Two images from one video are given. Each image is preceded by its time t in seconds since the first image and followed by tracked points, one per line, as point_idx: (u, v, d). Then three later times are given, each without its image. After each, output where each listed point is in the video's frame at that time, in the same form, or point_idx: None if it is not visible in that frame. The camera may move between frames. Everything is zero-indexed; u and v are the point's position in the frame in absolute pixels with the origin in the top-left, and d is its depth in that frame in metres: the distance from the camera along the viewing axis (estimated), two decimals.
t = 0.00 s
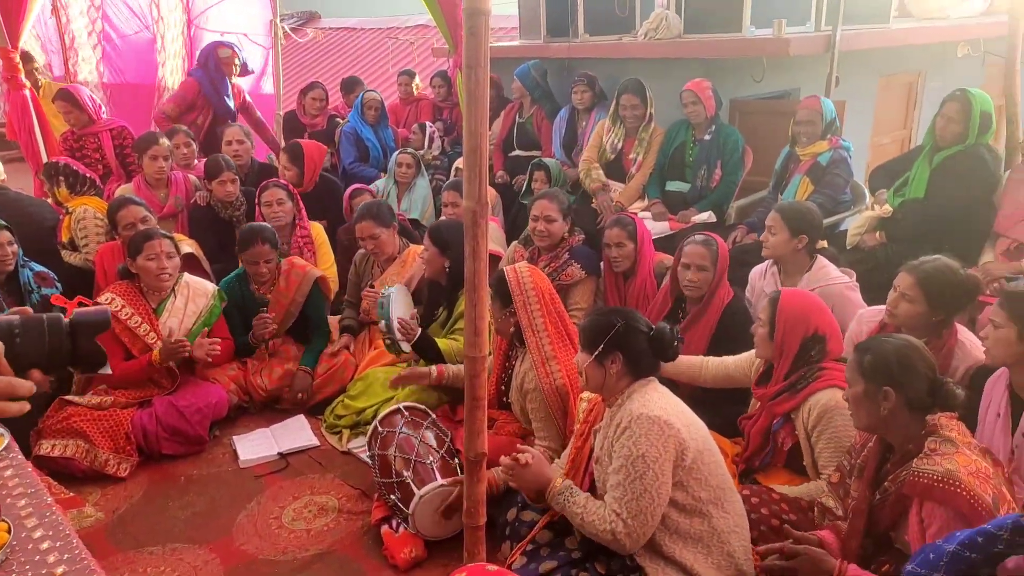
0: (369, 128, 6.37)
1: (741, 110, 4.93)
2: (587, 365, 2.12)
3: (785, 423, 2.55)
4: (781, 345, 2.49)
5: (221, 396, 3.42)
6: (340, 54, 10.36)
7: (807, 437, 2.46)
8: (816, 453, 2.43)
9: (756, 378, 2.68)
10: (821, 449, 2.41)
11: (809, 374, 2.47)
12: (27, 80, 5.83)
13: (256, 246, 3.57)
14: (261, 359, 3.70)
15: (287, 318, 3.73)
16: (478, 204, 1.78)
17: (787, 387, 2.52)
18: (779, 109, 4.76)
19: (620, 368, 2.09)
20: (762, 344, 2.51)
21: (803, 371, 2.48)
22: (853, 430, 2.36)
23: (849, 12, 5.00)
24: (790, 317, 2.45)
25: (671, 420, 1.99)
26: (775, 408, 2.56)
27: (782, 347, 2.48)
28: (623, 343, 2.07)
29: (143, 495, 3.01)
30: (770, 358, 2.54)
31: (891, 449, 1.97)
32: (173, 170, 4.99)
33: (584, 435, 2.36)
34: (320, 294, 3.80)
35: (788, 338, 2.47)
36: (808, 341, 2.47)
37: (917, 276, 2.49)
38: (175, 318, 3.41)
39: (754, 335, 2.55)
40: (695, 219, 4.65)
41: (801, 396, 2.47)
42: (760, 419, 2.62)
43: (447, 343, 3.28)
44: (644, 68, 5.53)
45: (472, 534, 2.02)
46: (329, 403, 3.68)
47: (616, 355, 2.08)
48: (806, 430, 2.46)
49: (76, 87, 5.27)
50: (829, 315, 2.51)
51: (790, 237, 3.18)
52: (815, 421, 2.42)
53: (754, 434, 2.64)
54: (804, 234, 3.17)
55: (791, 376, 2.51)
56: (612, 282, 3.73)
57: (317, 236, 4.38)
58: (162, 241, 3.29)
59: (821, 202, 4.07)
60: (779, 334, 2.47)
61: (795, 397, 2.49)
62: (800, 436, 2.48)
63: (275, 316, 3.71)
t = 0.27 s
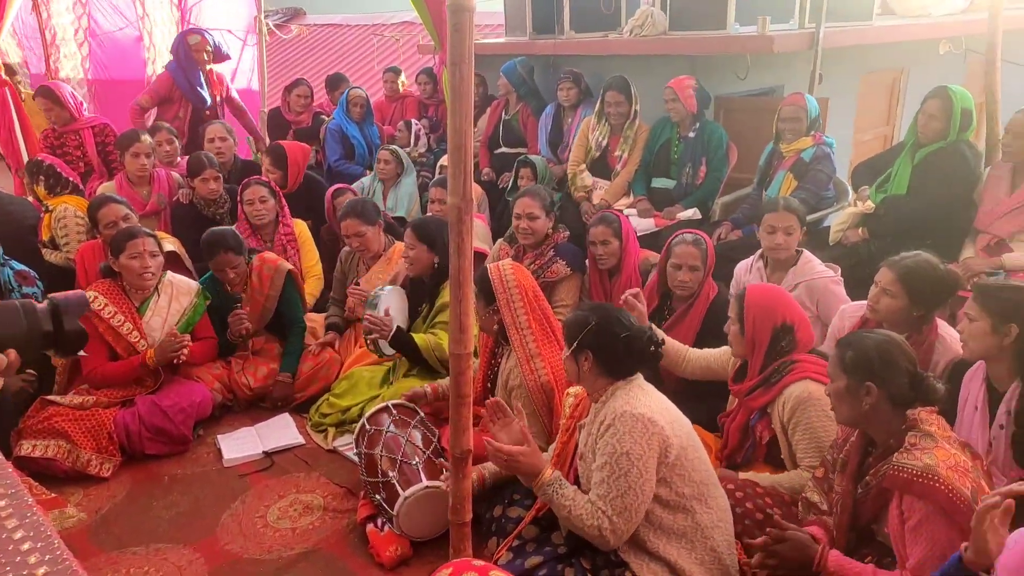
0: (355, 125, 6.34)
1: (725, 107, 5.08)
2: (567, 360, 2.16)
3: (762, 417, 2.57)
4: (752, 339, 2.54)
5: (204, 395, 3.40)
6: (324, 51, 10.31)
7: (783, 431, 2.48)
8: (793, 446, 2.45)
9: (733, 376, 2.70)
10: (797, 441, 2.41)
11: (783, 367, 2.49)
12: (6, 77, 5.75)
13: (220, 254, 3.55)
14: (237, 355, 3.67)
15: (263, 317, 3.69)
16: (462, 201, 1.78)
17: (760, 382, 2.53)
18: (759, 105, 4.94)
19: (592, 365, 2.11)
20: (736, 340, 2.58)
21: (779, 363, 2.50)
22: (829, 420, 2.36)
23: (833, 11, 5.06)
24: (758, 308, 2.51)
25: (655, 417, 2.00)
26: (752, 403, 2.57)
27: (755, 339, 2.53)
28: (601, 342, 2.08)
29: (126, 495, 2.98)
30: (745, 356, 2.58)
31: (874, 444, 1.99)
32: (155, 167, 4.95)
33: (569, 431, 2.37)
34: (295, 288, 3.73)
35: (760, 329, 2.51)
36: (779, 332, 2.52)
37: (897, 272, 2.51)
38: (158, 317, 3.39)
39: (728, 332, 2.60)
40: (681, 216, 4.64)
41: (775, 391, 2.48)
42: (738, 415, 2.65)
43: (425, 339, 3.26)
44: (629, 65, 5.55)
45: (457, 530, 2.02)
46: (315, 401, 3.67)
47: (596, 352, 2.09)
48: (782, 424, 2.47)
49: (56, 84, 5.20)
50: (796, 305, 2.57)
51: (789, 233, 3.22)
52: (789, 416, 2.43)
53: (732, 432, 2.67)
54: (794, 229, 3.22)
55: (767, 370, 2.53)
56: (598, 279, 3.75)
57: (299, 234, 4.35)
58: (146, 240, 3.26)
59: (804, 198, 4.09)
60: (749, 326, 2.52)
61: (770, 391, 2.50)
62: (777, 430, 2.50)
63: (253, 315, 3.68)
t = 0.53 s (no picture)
0: (339, 123, 6.32)
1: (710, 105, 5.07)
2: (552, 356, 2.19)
3: (745, 413, 2.58)
4: (736, 337, 2.59)
5: (190, 395, 3.38)
6: (307, 49, 10.26)
7: (767, 426, 2.49)
8: (777, 441, 2.46)
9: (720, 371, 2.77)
10: (781, 436, 2.44)
11: (766, 363, 2.52)
12: None
13: (199, 253, 3.53)
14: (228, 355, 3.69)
15: (249, 312, 3.69)
16: (447, 199, 1.78)
17: (744, 379, 2.56)
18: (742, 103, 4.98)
19: (576, 360, 2.13)
20: (720, 337, 2.63)
21: (762, 360, 2.52)
22: (814, 416, 2.39)
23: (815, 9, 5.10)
24: (741, 304, 2.57)
25: (640, 411, 2.02)
26: (735, 399, 2.60)
27: (740, 337, 2.58)
28: (586, 338, 2.09)
29: (112, 496, 2.96)
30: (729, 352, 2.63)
31: (858, 437, 2.02)
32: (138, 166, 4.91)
33: (558, 427, 2.38)
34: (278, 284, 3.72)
35: (743, 324, 2.57)
36: (761, 330, 2.56)
37: (878, 267, 2.54)
38: (143, 317, 3.37)
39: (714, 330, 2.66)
40: (665, 213, 4.66)
41: (758, 387, 2.51)
42: (723, 410, 2.68)
43: (416, 337, 3.26)
44: (613, 64, 5.57)
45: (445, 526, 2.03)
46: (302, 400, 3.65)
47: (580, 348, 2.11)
48: (765, 419, 2.49)
49: (35, 83, 5.15)
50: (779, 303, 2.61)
51: (773, 232, 3.24)
52: (774, 411, 2.45)
53: (716, 428, 2.70)
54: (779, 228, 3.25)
55: (750, 368, 2.56)
56: (584, 276, 3.77)
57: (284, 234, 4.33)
58: (138, 240, 3.25)
59: (788, 194, 4.12)
60: (732, 324, 2.58)
61: (753, 389, 2.53)
62: (761, 425, 2.52)
63: (237, 313, 3.68)
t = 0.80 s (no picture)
0: (323, 120, 6.28)
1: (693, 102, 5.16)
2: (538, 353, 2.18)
3: (729, 413, 2.60)
4: (721, 338, 2.57)
5: (172, 395, 3.35)
6: (291, 45, 10.19)
7: (751, 426, 2.51)
8: (760, 440, 2.48)
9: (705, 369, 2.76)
10: (765, 435, 2.46)
11: (752, 364, 2.54)
12: None
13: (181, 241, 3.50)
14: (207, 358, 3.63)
15: (229, 311, 3.66)
16: (431, 196, 1.77)
17: (731, 378, 2.57)
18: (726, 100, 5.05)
19: (566, 358, 2.13)
20: (704, 338, 2.60)
21: (747, 359, 2.55)
22: (797, 415, 2.41)
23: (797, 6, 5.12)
24: (725, 306, 2.53)
25: (626, 409, 2.02)
26: (721, 399, 2.61)
27: (724, 339, 2.56)
28: (574, 336, 2.09)
29: (93, 498, 2.93)
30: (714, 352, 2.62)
31: (841, 433, 2.03)
32: (118, 164, 4.85)
33: (542, 425, 2.37)
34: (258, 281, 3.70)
35: (728, 327, 2.54)
36: (746, 333, 2.55)
37: (858, 263, 2.56)
38: (124, 316, 3.33)
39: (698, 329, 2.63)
40: (649, 210, 4.68)
41: (744, 387, 2.53)
42: (709, 410, 2.68)
43: (402, 338, 3.25)
44: (597, 60, 5.57)
45: (430, 525, 2.02)
46: (286, 399, 3.63)
47: (566, 346, 2.11)
48: (749, 418, 2.51)
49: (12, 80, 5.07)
50: (763, 302, 2.59)
51: (755, 231, 3.26)
52: (759, 411, 2.47)
53: (701, 425, 2.71)
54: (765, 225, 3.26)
55: (734, 367, 2.57)
56: (568, 273, 3.77)
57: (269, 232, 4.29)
58: (121, 239, 3.21)
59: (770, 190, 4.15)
60: (717, 326, 2.55)
61: (739, 387, 2.54)
62: (745, 425, 2.54)
63: (217, 313, 3.66)
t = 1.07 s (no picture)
0: (308, 118, 6.25)
1: (679, 98, 5.18)
2: (524, 350, 2.18)
3: (722, 412, 2.61)
4: (719, 344, 2.56)
5: (157, 395, 3.33)
6: (276, 42, 10.13)
7: (742, 424, 2.53)
8: (749, 436, 2.51)
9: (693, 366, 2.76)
10: (755, 432, 2.47)
11: (746, 363, 2.54)
12: None
13: (165, 236, 3.47)
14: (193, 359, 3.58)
15: (214, 309, 3.65)
16: (417, 193, 1.77)
17: (724, 377, 2.57)
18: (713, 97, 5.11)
19: (552, 356, 2.13)
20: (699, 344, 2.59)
21: (742, 360, 2.55)
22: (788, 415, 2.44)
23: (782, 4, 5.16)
24: (725, 311, 2.52)
25: (611, 405, 2.03)
26: (712, 398, 2.62)
27: (723, 344, 2.56)
28: (559, 334, 2.10)
29: (77, 499, 2.91)
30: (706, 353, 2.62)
31: (825, 426, 2.05)
32: (101, 162, 4.81)
33: (529, 421, 2.38)
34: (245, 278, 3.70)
35: (728, 332, 2.54)
36: (745, 338, 2.56)
37: (842, 258, 2.58)
38: (108, 315, 3.31)
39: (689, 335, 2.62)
40: (636, 207, 4.69)
41: (737, 386, 2.53)
42: (698, 406, 2.69)
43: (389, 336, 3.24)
44: (584, 58, 5.58)
45: (417, 522, 2.03)
46: (272, 397, 3.62)
47: (550, 344, 2.12)
48: (741, 417, 2.53)
49: None
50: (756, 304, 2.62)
51: (743, 225, 3.26)
52: (751, 411, 2.48)
53: (690, 422, 2.71)
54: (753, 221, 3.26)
55: (721, 365, 2.59)
56: (556, 270, 3.78)
57: (255, 230, 4.27)
58: (107, 239, 3.19)
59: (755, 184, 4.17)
60: (717, 334, 2.54)
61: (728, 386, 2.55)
62: (735, 423, 2.55)
63: (202, 310, 3.65)
